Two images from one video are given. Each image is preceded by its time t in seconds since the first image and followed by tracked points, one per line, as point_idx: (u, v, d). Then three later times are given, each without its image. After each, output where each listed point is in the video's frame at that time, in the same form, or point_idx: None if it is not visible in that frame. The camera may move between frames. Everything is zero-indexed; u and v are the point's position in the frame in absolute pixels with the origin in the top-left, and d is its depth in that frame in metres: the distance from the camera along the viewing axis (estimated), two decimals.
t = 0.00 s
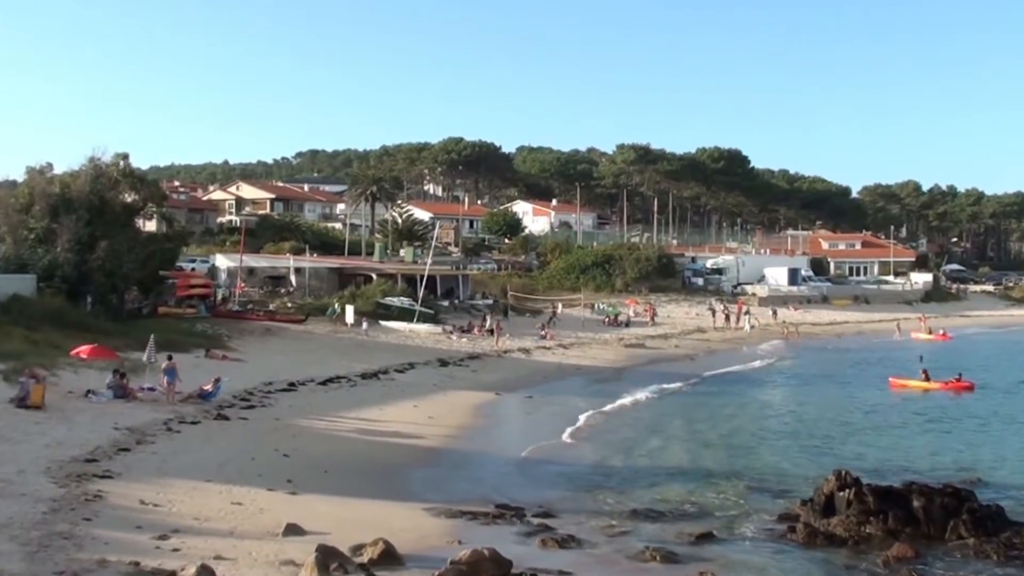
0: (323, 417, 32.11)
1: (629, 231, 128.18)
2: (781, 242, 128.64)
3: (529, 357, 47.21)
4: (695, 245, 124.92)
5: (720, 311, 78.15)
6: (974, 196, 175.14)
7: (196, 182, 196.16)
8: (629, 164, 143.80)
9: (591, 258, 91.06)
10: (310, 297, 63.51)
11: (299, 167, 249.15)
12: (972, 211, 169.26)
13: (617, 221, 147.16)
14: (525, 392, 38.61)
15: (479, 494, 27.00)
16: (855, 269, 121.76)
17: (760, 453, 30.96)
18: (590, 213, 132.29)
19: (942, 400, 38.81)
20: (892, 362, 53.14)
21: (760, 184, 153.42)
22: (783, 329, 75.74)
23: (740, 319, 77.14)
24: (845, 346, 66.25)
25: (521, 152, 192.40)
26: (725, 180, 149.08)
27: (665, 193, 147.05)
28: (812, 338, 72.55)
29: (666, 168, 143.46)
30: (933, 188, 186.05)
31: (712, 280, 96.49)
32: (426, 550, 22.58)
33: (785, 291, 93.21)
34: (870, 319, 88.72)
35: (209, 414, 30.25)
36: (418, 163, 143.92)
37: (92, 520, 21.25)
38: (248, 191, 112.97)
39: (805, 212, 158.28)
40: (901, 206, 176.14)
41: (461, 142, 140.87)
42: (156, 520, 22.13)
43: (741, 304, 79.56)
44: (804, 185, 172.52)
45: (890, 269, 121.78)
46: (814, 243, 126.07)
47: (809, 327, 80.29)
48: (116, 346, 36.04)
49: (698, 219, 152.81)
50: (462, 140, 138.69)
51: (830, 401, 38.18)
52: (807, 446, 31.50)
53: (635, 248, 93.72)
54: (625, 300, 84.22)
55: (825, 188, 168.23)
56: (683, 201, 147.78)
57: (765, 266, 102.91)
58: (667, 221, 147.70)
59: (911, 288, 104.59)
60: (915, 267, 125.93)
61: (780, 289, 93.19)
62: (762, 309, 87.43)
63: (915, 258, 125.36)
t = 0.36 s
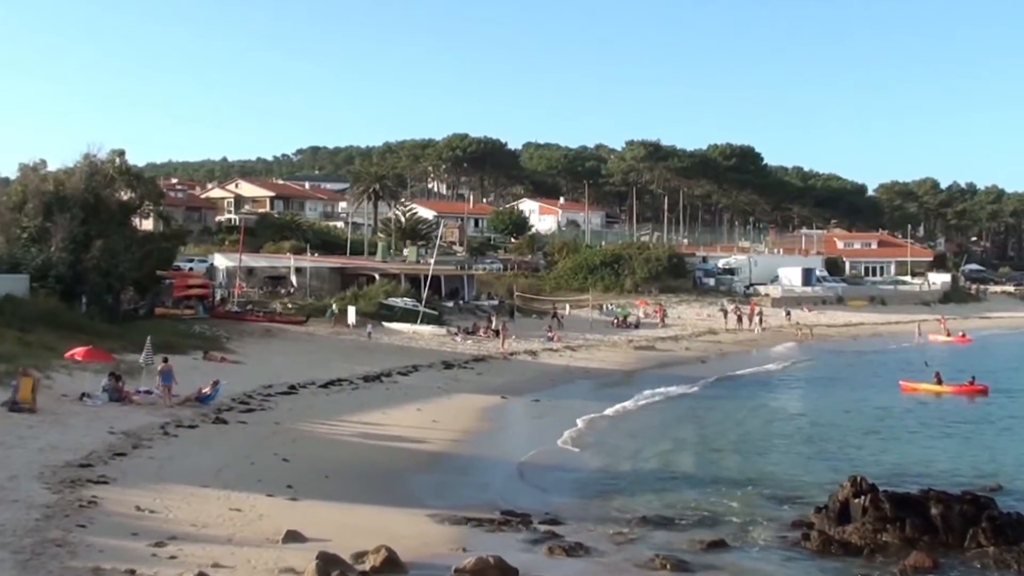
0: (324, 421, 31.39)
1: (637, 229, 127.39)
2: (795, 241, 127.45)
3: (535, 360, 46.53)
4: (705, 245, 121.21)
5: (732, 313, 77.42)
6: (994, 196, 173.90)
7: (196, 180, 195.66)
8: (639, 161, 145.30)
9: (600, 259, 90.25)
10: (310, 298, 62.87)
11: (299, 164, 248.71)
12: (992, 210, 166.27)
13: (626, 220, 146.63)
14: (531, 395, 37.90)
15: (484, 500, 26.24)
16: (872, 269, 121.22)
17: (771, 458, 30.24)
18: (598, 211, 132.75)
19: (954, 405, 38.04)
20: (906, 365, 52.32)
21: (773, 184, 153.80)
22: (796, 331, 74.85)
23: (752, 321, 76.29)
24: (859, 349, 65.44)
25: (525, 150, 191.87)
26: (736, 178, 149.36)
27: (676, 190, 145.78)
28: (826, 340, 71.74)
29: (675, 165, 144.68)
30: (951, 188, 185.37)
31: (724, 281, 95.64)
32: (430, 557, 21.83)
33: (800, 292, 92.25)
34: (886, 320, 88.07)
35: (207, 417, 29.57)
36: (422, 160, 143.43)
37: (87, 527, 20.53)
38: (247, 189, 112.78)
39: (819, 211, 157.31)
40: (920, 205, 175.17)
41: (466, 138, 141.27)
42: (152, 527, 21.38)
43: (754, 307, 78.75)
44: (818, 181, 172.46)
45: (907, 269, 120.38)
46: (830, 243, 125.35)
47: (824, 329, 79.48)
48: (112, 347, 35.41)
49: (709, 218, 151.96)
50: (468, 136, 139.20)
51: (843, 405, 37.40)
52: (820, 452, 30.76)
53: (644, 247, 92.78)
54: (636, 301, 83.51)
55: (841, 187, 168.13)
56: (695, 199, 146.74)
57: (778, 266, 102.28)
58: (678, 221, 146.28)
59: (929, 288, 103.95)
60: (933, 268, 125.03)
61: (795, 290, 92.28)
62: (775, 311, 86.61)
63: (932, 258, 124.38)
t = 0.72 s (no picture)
0: (324, 425, 30.69)
1: (647, 227, 126.63)
2: (809, 240, 126.05)
3: (541, 362, 45.77)
4: (715, 245, 118.72)
5: (744, 314, 76.72)
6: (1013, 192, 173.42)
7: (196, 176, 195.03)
8: (648, 157, 142.47)
9: (608, 258, 89.42)
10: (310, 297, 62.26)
11: (299, 160, 248.11)
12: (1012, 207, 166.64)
13: (636, 218, 146.10)
14: (536, 399, 37.16)
15: (489, 506, 25.51)
16: (889, 269, 120.12)
17: (783, 464, 29.46)
18: (606, 210, 132.00)
19: (969, 409, 37.22)
20: (920, 368, 51.46)
21: (787, 178, 149.35)
22: (809, 332, 74.02)
23: (764, 322, 75.45)
24: (872, 351, 64.55)
25: (530, 146, 190.49)
26: (750, 174, 145.07)
27: (687, 187, 144.76)
28: (840, 342, 70.91)
29: (687, 162, 141.29)
30: (969, 185, 184.31)
31: (736, 281, 94.79)
32: (435, 565, 21.07)
33: (815, 293, 91.32)
34: (903, 321, 87.35)
35: (205, 421, 28.86)
36: (425, 157, 142.63)
37: (80, 533, 19.81)
38: (246, 186, 112.07)
39: (834, 209, 155.94)
40: (938, 203, 173.45)
41: (470, 133, 139.43)
42: (148, 533, 20.65)
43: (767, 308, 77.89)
44: (833, 177, 170.98)
45: (925, 269, 120.29)
46: (845, 242, 124.63)
47: (838, 330, 78.66)
48: (107, 349, 34.76)
49: (721, 216, 151.19)
50: (473, 132, 137.34)
51: (856, 409, 36.62)
52: (833, 457, 29.98)
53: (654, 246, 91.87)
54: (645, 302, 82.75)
55: (855, 182, 166.30)
56: (706, 196, 145.80)
57: (791, 265, 101.51)
58: (689, 218, 145.42)
59: (948, 288, 103.02)
60: (953, 268, 124.20)
61: (809, 291, 91.37)
62: (789, 311, 85.73)
63: (951, 257, 123.90)
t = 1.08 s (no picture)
0: (323, 429, 29.97)
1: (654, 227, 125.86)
2: (820, 237, 125.14)
3: (545, 365, 45.06)
4: (725, 244, 117.42)
5: (755, 315, 76.17)
6: None
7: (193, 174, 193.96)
8: (656, 154, 139.46)
9: (615, 258, 88.72)
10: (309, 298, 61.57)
11: (296, 157, 247.23)
12: None
13: (642, 216, 145.67)
14: (541, 403, 36.46)
15: (492, 512, 24.80)
16: (904, 270, 119.53)
17: (792, 470, 28.74)
18: (611, 208, 131.37)
19: (982, 414, 36.47)
20: (931, 371, 50.73)
21: (796, 176, 146.91)
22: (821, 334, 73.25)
23: (775, 324, 74.69)
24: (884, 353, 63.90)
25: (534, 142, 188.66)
26: (761, 172, 142.91)
27: (695, 185, 143.47)
28: (851, 344, 70.28)
29: (696, 160, 138.88)
30: (986, 183, 184.01)
31: (746, 281, 94.11)
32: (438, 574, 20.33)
33: (828, 294, 90.76)
34: (918, 323, 86.73)
35: (200, 425, 28.15)
36: (426, 154, 141.75)
37: (71, 541, 19.05)
38: (243, 183, 111.36)
39: (847, 208, 155.80)
40: (954, 201, 173.00)
41: (472, 130, 138.12)
42: (141, 541, 19.91)
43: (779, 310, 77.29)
44: (845, 176, 170.45)
45: (941, 269, 119.54)
46: (858, 241, 124.19)
47: (850, 332, 78.01)
48: (100, 351, 34.03)
49: (731, 214, 149.99)
50: (475, 128, 136.12)
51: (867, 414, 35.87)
52: (844, 464, 29.25)
53: (661, 246, 91.09)
54: (652, 303, 82.07)
55: (869, 181, 165.41)
56: (715, 193, 144.03)
57: (803, 266, 101.02)
58: (697, 216, 144.75)
59: (965, 289, 102.28)
60: (969, 268, 123.57)
61: (822, 291, 90.72)
62: (801, 313, 85.03)
63: (968, 257, 123.17)
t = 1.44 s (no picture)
0: (319, 433, 29.23)
1: (659, 226, 125.09)
2: (831, 237, 124.54)
3: (548, 368, 44.34)
4: (734, 244, 116.63)
5: (764, 317, 75.47)
6: None
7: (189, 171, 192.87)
8: (663, 151, 141.49)
9: (620, 258, 87.98)
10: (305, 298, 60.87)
11: (294, 154, 246.17)
12: None
13: (647, 215, 144.92)
14: (542, 406, 35.75)
15: (493, 519, 24.08)
16: (917, 270, 118.85)
17: (800, 476, 28.01)
18: (617, 207, 130.62)
19: (993, 419, 35.76)
20: (940, 374, 50.00)
21: (806, 174, 147.90)
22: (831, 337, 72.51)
23: (784, 326, 73.73)
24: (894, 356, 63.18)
25: (538, 139, 188.02)
26: (769, 169, 143.97)
27: (703, 184, 143.74)
28: (861, 346, 69.57)
29: (703, 156, 140.76)
30: (1004, 180, 183.00)
31: (754, 282, 93.27)
32: None
33: (839, 295, 90.17)
34: (933, 325, 86.03)
35: (192, 430, 27.43)
36: (426, 151, 140.90)
37: (59, 549, 18.26)
38: (237, 181, 110.77)
39: (859, 206, 155.28)
40: (969, 200, 172.29)
41: (474, 126, 137.80)
42: (132, 548, 19.14)
43: (790, 311, 76.59)
44: (859, 173, 170.13)
45: (955, 269, 118.68)
46: (871, 241, 123.45)
47: (862, 334, 77.29)
48: (90, 353, 33.31)
49: (739, 213, 149.17)
50: (477, 125, 135.96)
51: (877, 419, 35.12)
52: (853, 470, 28.55)
53: (668, 246, 90.41)
54: (657, 305, 81.36)
55: (884, 180, 164.69)
56: (723, 192, 143.99)
57: (814, 266, 100.37)
58: (705, 215, 143.52)
59: (979, 290, 101.33)
60: (983, 267, 122.74)
61: (833, 292, 90.08)
62: (810, 314, 84.32)
63: (983, 257, 122.39)
